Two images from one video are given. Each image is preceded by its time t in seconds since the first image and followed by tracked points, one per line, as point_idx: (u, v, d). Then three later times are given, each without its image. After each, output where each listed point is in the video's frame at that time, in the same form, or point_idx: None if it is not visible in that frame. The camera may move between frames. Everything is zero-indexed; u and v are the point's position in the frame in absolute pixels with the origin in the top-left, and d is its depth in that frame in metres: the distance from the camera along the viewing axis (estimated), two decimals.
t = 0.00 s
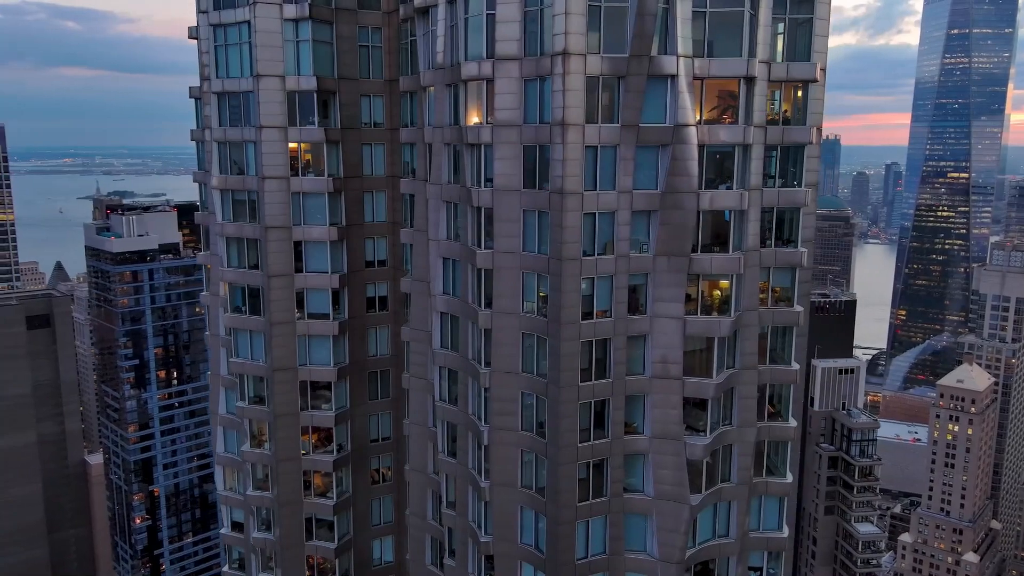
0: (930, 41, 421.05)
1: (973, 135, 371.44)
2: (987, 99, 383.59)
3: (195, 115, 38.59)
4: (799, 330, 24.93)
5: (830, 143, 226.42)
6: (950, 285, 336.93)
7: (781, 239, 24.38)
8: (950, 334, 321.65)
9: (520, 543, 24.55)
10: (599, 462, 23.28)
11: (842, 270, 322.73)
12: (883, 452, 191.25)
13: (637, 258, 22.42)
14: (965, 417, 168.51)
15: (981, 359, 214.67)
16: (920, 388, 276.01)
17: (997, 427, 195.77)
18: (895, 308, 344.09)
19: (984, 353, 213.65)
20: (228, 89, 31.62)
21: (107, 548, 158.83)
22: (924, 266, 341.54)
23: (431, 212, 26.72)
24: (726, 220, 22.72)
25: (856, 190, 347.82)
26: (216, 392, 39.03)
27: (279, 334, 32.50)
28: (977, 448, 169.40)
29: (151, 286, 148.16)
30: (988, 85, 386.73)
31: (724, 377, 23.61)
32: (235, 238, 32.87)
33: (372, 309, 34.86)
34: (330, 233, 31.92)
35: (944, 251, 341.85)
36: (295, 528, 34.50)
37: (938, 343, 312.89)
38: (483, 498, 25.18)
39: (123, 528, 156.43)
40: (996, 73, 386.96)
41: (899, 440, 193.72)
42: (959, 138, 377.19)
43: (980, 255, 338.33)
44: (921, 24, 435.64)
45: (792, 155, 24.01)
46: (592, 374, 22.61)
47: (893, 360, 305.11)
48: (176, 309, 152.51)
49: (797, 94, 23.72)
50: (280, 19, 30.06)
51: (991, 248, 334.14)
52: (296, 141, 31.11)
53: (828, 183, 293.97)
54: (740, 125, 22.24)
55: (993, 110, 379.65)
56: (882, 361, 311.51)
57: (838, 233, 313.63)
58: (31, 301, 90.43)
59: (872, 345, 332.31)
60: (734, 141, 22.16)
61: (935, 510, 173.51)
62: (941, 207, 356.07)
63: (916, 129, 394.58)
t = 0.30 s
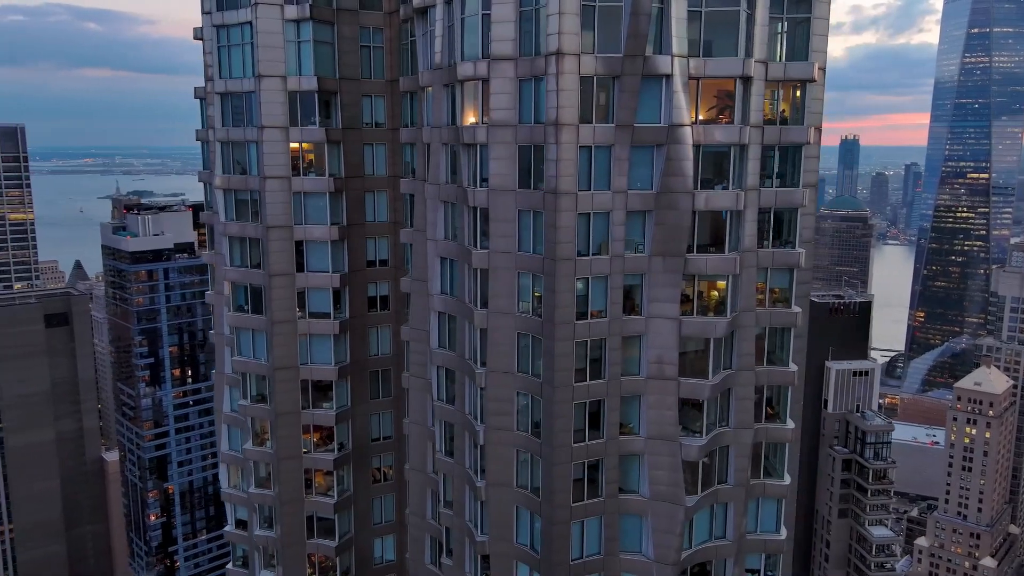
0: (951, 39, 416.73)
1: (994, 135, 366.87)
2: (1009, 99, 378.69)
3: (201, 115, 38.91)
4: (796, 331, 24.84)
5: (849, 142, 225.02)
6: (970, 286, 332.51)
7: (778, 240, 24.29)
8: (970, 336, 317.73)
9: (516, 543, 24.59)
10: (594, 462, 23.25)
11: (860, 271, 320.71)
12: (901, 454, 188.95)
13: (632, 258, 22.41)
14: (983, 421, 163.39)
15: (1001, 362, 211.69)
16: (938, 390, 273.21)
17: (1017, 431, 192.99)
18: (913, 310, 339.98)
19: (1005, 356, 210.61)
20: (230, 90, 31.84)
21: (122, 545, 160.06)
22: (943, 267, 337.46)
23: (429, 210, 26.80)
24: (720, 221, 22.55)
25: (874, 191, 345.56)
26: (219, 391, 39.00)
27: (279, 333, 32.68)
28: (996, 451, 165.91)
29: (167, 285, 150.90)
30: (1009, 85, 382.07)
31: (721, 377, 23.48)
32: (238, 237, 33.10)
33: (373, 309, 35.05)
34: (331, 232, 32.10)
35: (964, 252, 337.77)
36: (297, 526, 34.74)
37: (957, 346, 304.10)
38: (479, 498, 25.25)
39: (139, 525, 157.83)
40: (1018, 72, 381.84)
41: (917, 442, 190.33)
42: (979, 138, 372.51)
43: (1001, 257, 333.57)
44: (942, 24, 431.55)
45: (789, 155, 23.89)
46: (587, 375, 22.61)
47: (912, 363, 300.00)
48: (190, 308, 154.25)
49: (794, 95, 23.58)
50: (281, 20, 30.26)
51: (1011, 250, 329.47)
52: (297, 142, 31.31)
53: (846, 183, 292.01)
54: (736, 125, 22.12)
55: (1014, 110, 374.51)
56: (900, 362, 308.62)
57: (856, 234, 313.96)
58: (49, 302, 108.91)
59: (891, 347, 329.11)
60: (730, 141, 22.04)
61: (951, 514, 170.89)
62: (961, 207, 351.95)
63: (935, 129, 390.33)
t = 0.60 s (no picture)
0: (968, 39, 413.55)
1: (1012, 135, 363.48)
2: None
3: (206, 116, 39.25)
4: (792, 332, 24.77)
5: (865, 143, 223.41)
6: (987, 288, 329.20)
7: (775, 240, 24.18)
8: (987, 338, 314.64)
9: (511, 543, 24.61)
10: (589, 463, 23.23)
11: (876, 272, 318.63)
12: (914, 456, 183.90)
13: (627, 259, 22.39)
14: (999, 424, 161.03)
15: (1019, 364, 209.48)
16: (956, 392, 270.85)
17: None
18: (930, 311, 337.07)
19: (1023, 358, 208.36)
20: (232, 90, 32.03)
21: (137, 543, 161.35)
22: (960, 268, 334.36)
23: (427, 211, 26.87)
24: (715, 222, 22.50)
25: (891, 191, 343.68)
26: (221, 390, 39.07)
27: (280, 332, 32.86)
28: (1012, 454, 162.06)
29: (179, 284, 152.45)
30: None
31: (717, 378, 23.38)
32: (240, 236, 33.27)
33: (373, 308, 35.24)
34: (332, 232, 32.24)
35: (981, 253, 334.61)
36: (297, 525, 34.84)
37: (973, 347, 301.92)
38: (475, 498, 25.26)
39: (152, 523, 158.68)
40: None
41: (933, 445, 185.45)
42: (997, 139, 368.87)
43: (1019, 258, 330.20)
44: (959, 23, 428.59)
45: (786, 155, 23.77)
46: (582, 375, 22.60)
47: (929, 364, 296.45)
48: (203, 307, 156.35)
49: (792, 95, 23.50)
50: (281, 20, 30.46)
51: None
52: (297, 141, 31.45)
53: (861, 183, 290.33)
54: (732, 125, 21.99)
55: None
56: (917, 364, 306.24)
57: (872, 234, 315.08)
58: (65, 302, 137.90)
59: (908, 348, 326.23)
60: (725, 141, 21.91)
61: (966, 517, 167.65)
62: (978, 208, 348.87)
63: (953, 130, 387.30)
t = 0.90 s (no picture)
0: (988, 38, 408.70)
1: None
2: None
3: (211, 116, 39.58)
4: (791, 333, 24.62)
5: (883, 143, 221.13)
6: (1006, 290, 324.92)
7: (774, 241, 24.04)
8: (1006, 340, 310.74)
9: (507, 543, 24.61)
10: (584, 463, 23.21)
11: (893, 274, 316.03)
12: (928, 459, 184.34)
13: (623, 259, 22.35)
14: (1017, 426, 154.94)
15: None
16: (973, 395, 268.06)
17: None
18: (947, 313, 333.40)
19: None
20: (234, 90, 32.24)
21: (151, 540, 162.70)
22: (978, 270, 329.54)
23: (426, 210, 26.92)
24: (712, 221, 22.38)
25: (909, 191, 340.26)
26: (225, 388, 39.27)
27: (281, 331, 33.09)
28: None
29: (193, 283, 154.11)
30: None
31: (714, 378, 23.30)
32: (243, 236, 33.49)
33: (375, 307, 35.40)
34: (333, 232, 32.37)
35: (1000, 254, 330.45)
36: (299, 523, 35.02)
37: (993, 349, 299.35)
38: (471, 498, 25.31)
39: (166, 521, 159.80)
40: None
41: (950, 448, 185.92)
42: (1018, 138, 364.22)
43: None
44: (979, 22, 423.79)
45: (784, 155, 23.62)
46: (577, 375, 22.58)
47: (947, 366, 293.76)
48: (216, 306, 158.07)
49: (790, 94, 23.35)
50: (283, 22, 30.65)
51: None
52: (299, 141, 31.63)
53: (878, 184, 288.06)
54: (729, 125, 21.89)
55: None
56: (934, 366, 303.25)
57: (890, 234, 316.11)
58: (82, 301, 140.65)
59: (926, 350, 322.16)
60: (721, 141, 21.82)
61: (982, 521, 159.92)
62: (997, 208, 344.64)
63: (972, 129, 382.89)
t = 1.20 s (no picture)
0: (1010, 36, 402.79)
1: None
2: None
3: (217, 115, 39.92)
4: (788, 334, 24.43)
5: (902, 143, 218.65)
6: None
7: (772, 241, 23.88)
8: None
9: (502, 543, 24.62)
10: (579, 463, 23.17)
11: (912, 275, 312.60)
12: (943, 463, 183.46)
13: (617, 259, 22.30)
14: None
15: None
16: (993, 399, 264.33)
17: None
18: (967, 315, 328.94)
19: None
20: (238, 91, 32.49)
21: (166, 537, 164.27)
22: (999, 271, 323.47)
23: (423, 210, 26.99)
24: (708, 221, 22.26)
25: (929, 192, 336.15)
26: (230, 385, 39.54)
27: (283, 330, 33.29)
28: None
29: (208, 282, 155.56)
30: None
31: (709, 379, 23.19)
32: (246, 235, 33.72)
33: (377, 307, 35.61)
34: (333, 231, 32.55)
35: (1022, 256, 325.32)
36: (300, 521, 35.22)
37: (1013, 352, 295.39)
38: (467, 498, 25.33)
39: (181, 519, 161.10)
40: None
41: (969, 452, 184.90)
42: None
43: None
44: (1001, 21, 417.75)
45: (782, 155, 23.42)
46: (571, 374, 22.57)
47: (966, 368, 290.17)
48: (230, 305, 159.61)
49: (788, 95, 23.18)
50: (285, 23, 30.82)
51: None
52: (300, 141, 31.84)
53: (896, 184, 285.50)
54: (724, 126, 21.84)
55: None
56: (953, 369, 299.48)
57: (908, 236, 313.19)
58: (100, 299, 140.58)
59: (945, 352, 317.71)
60: (716, 142, 21.75)
61: (1001, 526, 155.53)
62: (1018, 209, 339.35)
63: (993, 129, 377.61)
